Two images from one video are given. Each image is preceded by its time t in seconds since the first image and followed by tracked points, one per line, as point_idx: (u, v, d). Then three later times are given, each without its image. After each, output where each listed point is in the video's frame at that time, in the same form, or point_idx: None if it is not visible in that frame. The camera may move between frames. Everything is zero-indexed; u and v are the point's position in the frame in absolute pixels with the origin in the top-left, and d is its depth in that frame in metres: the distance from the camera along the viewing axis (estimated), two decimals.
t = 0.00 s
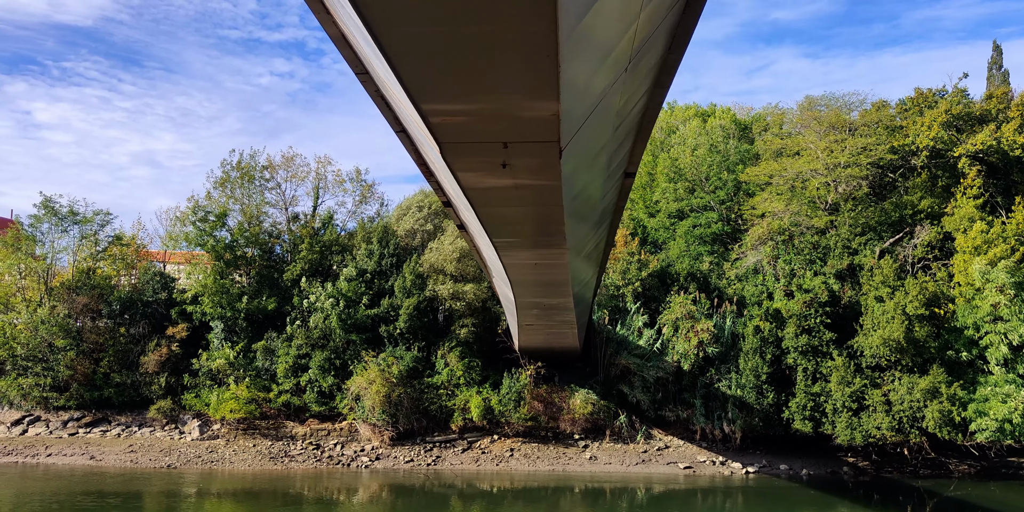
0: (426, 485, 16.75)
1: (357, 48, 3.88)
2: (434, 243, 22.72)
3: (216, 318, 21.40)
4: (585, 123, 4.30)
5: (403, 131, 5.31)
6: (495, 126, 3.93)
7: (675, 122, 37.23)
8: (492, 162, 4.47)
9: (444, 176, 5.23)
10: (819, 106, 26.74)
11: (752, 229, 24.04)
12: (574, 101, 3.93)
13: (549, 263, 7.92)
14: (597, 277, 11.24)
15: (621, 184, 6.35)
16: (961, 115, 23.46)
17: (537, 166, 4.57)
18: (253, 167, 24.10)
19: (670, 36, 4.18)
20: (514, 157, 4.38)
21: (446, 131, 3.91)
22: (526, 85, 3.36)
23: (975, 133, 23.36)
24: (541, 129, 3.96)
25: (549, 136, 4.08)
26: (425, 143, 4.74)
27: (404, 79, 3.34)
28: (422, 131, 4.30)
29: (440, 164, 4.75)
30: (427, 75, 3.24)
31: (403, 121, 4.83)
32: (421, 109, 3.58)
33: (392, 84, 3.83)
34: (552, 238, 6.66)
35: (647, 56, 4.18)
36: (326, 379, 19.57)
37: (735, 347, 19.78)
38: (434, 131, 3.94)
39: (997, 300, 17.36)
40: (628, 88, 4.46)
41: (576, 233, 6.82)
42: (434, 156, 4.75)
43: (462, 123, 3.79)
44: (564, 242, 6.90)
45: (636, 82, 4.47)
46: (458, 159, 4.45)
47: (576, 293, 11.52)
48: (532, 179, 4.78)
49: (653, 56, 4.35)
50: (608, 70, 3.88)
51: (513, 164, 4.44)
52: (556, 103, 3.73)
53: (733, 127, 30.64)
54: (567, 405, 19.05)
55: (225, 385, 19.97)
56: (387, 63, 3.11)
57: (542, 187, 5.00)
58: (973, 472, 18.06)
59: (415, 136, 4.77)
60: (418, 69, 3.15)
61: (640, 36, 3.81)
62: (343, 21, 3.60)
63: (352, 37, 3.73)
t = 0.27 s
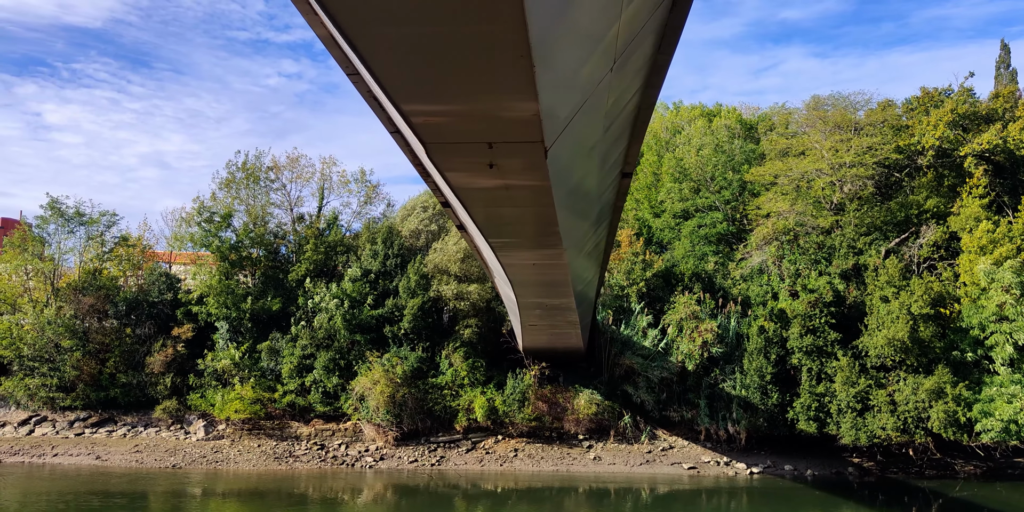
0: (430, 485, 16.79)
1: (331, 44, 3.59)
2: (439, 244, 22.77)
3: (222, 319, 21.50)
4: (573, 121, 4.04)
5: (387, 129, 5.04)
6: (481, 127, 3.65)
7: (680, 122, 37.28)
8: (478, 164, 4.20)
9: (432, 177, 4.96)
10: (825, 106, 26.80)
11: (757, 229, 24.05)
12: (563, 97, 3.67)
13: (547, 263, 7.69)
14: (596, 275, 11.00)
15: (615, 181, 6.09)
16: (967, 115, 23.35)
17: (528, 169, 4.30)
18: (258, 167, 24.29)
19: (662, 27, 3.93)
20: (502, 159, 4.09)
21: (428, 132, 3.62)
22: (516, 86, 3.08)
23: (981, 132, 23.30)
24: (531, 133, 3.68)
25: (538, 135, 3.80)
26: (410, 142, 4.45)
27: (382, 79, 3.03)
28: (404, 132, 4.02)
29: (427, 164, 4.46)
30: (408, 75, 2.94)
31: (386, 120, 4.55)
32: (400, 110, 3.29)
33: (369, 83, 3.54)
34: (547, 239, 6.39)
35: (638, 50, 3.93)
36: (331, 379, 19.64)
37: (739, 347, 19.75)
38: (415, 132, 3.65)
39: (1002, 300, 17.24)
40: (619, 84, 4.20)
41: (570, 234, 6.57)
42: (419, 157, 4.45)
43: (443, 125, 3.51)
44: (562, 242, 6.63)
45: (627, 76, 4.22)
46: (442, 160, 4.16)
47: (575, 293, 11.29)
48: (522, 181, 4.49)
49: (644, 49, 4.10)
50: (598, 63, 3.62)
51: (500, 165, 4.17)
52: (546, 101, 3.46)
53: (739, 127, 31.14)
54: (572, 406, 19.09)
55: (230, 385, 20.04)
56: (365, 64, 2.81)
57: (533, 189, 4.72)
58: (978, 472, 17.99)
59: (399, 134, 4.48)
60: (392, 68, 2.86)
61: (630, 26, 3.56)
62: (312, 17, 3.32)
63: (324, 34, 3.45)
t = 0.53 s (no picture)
0: (433, 485, 16.83)
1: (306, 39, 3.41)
2: (442, 244, 22.83)
3: (226, 319, 21.60)
4: (560, 122, 3.86)
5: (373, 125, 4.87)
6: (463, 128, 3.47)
7: (684, 123, 37.31)
8: (463, 165, 4.03)
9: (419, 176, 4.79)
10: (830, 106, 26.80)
11: (760, 229, 24.06)
12: (549, 100, 3.49)
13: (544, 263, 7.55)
14: (599, 273, 10.85)
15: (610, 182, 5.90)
16: (972, 114, 23.27)
17: (515, 173, 4.13)
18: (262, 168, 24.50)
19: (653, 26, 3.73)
20: (487, 160, 3.91)
21: (407, 134, 3.45)
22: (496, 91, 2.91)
23: (987, 132, 23.23)
24: (514, 136, 3.51)
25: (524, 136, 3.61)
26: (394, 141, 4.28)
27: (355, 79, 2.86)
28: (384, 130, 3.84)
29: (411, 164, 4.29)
30: (382, 76, 2.77)
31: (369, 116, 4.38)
32: (376, 110, 3.12)
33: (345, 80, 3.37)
34: (543, 238, 6.24)
35: (628, 49, 3.74)
36: (334, 380, 19.71)
37: (743, 348, 19.73)
38: (394, 131, 3.48)
39: (1007, 300, 17.02)
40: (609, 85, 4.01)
41: (565, 234, 6.40)
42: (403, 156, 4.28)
43: (422, 124, 3.33)
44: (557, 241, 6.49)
45: (618, 77, 4.02)
46: (425, 160, 4.00)
47: (578, 291, 11.15)
48: (509, 182, 4.33)
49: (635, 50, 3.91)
50: (584, 63, 3.44)
51: (486, 167, 4.00)
52: (529, 104, 3.29)
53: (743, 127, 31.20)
54: (575, 406, 19.18)
55: (234, 385, 20.10)
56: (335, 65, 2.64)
57: (522, 192, 4.55)
58: (983, 473, 17.92)
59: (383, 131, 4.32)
60: (363, 68, 2.69)
61: (617, 25, 3.36)
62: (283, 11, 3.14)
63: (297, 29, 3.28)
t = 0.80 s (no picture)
0: (437, 485, 16.86)
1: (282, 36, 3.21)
2: (446, 245, 22.88)
3: (231, 320, 21.69)
4: (550, 121, 3.72)
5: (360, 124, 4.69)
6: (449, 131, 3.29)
7: (690, 123, 37.34)
8: (450, 167, 3.84)
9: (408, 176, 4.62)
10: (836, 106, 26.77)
11: (765, 229, 24.04)
12: (538, 98, 3.32)
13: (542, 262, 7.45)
14: (600, 273, 10.77)
15: (605, 179, 5.79)
16: (978, 114, 23.22)
17: (504, 175, 3.95)
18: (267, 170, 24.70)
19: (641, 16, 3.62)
20: (476, 163, 3.73)
21: (389, 133, 3.25)
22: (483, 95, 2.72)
23: (993, 132, 23.16)
24: (503, 140, 3.33)
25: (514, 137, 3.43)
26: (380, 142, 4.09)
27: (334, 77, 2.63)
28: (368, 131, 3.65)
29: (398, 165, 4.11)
30: (364, 79, 2.56)
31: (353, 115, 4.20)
32: (358, 113, 2.93)
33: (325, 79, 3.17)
34: (539, 238, 6.12)
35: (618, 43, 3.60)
36: (339, 381, 19.76)
37: (747, 349, 19.72)
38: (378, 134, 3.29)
39: (1013, 301, 16.97)
40: (599, 80, 3.89)
41: (562, 234, 6.30)
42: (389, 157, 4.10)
43: (406, 127, 3.14)
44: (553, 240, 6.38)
45: (607, 71, 3.90)
46: (410, 163, 3.80)
47: (579, 291, 11.08)
48: (500, 184, 4.15)
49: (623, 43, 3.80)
50: (571, 56, 3.29)
51: (474, 170, 3.82)
52: (517, 104, 3.12)
53: (748, 128, 31.24)
54: (579, 407, 19.12)
55: (239, 386, 20.22)
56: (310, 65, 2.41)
57: (513, 194, 4.38)
58: (990, 474, 17.84)
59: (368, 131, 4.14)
60: (342, 71, 2.49)
61: (604, 15, 3.24)
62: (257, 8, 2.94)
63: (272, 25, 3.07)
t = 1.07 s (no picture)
0: (440, 485, 16.87)
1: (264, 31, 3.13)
2: (450, 245, 22.91)
3: (236, 320, 21.76)
4: (539, 119, 3.68)
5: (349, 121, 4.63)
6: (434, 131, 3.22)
7: (695, 123, 37.33)
8: (437, 165, 3.77)
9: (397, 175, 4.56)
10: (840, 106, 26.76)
11: (769, 229, 24.03)
12: (523, 97, 3.26)
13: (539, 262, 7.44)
14: (601, 272, 10.78)
15: (600, 177, 5.77)
16: (983, 113, 23.17)
17: (492, 174, 3.89)
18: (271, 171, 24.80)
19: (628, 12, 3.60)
20: (463, 162, 3.67)
21: (372, 132, 3.17)
22: (465, 96, 2.65)
23: (999, 131, 23.09)
24: (489, 139, 3.27)
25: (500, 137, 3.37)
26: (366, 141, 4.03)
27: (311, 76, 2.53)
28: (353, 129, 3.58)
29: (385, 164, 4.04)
30: (344, 81, 2.50)
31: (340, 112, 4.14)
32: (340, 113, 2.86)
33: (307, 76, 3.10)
34: (533, 237, 6.09)
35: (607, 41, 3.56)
36: (343, 381, 19.81)
37: (752, 349, 19.72)
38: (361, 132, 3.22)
39: (1019, 301, 16.90)
40: (587, 77, 3.87)
41: (558, 232, 6.29)
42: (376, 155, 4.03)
43: (390, 126, 3.08)
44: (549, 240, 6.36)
45: (595, 68, 3.88)
46: (396, 161, 3.72)
47: (579, 291, 11.08)
48: (489, 183, 4.10)
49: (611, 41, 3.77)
50: (555, 55, 3.25)
51: (462, 168, 3.77)
52: (503, 103, 3.06)
53: (753, 127, 31.23)
54: (583, 407, 19.12)
55: (244, 385, 20.28)
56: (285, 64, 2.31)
57: (504, 193, 4.34)
58: (995, 475, 17.76)
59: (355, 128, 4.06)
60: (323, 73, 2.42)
61: (590, 12, 3.20)
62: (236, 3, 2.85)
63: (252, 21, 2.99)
